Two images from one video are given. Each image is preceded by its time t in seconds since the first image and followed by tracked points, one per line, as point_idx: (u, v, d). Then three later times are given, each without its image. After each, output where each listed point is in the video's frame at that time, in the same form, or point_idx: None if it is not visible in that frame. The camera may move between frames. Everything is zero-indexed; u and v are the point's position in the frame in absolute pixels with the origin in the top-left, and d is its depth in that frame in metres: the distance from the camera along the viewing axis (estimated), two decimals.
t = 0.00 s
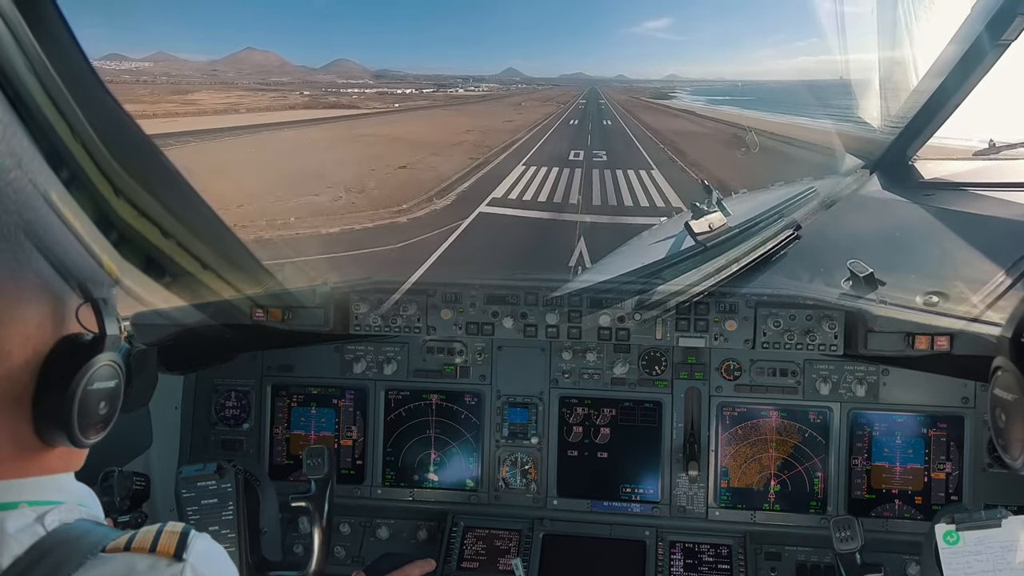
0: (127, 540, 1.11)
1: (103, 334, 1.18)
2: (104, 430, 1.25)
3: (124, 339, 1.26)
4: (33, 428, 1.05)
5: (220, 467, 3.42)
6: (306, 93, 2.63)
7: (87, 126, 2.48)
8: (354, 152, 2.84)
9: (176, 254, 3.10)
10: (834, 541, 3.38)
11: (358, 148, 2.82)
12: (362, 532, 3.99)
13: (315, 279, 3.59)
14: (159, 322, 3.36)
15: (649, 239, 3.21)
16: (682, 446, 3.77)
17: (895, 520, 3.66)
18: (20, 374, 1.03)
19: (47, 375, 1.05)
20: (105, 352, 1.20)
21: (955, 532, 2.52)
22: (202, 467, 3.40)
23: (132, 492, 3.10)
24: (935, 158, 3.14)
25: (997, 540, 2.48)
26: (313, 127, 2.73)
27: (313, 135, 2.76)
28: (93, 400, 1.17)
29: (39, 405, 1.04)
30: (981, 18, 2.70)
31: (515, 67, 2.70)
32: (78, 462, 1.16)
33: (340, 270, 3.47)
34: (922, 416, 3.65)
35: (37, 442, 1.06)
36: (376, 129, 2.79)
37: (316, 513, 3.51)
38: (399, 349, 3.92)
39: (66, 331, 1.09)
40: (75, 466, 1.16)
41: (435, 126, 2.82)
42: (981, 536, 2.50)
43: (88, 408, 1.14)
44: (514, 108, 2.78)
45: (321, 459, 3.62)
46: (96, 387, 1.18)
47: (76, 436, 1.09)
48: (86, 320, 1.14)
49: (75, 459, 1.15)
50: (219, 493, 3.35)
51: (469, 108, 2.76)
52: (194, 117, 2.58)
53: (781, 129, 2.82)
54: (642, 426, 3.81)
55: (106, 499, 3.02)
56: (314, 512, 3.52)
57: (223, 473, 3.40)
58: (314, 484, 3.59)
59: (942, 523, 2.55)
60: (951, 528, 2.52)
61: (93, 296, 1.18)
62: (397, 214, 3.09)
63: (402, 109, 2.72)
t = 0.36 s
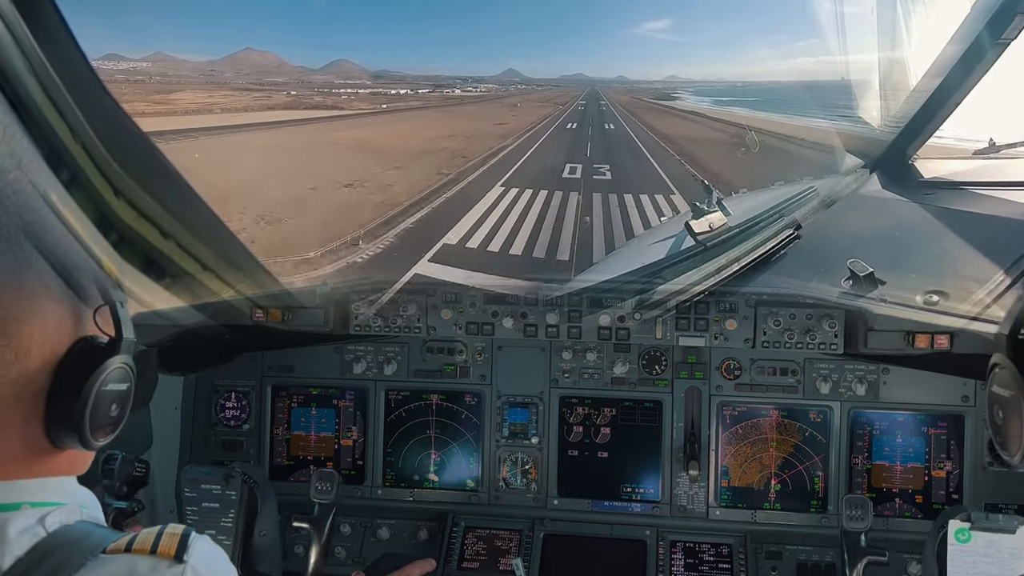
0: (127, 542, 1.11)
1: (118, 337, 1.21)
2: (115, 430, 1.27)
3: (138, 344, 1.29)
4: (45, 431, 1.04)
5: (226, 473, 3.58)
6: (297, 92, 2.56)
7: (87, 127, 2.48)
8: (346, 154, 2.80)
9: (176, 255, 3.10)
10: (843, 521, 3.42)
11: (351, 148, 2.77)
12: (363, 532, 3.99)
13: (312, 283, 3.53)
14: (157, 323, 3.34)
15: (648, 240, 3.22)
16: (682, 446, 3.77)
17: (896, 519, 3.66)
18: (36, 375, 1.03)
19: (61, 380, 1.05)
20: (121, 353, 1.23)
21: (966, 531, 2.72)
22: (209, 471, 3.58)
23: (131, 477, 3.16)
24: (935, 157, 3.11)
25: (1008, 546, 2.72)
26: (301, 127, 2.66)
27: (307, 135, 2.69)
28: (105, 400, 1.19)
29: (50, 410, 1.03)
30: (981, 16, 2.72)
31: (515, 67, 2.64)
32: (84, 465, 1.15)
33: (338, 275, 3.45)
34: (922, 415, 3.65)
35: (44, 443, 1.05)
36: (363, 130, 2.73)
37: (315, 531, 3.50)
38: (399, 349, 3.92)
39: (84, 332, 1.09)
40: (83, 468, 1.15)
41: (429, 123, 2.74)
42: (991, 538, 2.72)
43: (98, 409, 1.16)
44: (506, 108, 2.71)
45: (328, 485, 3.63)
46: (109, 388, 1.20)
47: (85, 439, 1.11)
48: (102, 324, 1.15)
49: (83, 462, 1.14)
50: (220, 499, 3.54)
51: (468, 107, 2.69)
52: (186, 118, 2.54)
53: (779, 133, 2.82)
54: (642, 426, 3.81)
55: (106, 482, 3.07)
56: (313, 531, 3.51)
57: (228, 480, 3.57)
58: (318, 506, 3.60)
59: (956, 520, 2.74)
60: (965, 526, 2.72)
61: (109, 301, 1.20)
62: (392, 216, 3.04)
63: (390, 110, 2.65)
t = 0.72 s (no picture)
0: (125, 540, 1.11)
1: (112, 332, 1.20)
2: (110, 426, 1.27)
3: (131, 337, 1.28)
4: (38, 426, 1.05)
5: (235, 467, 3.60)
6: (304, 96, 2.62)
7: (89, 127, 2.47)
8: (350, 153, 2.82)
9: (177, 254, 3.11)
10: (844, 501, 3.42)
11: (354, 148, 2.81)
12: (362, 530, 4.00)
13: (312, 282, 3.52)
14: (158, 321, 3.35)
15: (647, 240, 3.21)
16: (682, 443, 3.78)
17: (894, 518, 3.67)
18: (29, 370, 1.03)
19: (52, 374, 1.05)
20: (114, 348, 1.23)
21: (967, 520, 2.79)
22: (219, 463, 3.60)
23: (137, 462, 3.15)
24: (934, 160, 3.21)
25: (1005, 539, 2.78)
26: (298, 127, 2.69)
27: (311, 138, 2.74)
28: (98, 397, 1.20)
29: (43, 407, 1.04)
30: (981, 17, 2.79)
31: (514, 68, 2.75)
32: (80, 462, 1.16)
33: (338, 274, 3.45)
34: (921, 413, 3.65)
35: (39, 439, 1.06)
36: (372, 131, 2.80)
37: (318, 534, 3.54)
38: (398, 347, 3.93)
39: (77, 327, 1.09)
40: (79, 464, 1.17)
41: (433, 124, 2.84)
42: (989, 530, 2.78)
43: (91, 405, 1.17)
44: (504, 110, 2.82)
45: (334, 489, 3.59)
46: (102, 384, 1.21)
47: (80, 434, 1.12)
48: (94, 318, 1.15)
49: (78, 459, 1.15)
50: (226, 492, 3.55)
51: (470, 109, 2.80)
52: (176, 115, 2.51)
53: (776, 130, 2.84)
54: (641, 424, 3.81)
55: (112, 464, 3.06)
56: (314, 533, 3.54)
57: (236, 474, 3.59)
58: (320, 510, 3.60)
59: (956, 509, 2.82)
60: (966, 515, 2.79)
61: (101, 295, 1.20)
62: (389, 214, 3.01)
63: (376, 112, 2.73)
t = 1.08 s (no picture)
0: (125, 536, 1.10)
1: (98, 331, 1.13)
2: (104, 424, 1.24)
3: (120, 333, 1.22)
4: (29, 423, 1.04)
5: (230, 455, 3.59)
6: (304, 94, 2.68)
7: (88, 127, 2.46)
8: (353, 150, 2.89)
9: (175, 253, 3.08)
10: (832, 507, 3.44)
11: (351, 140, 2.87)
12: (357, 526, 3.98)
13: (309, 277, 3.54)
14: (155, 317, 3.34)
15: (648, 239, 3.29)
16: (677, 441, 3.78)
17: (889, 516, 3.68)
18: (16, 373, 1.02)
19: (45, 367, 1.03)
20: (105, 347, 1.17)
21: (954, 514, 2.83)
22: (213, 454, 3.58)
23: (135, 462, 3.14)
24: (934, 162, 3.39)
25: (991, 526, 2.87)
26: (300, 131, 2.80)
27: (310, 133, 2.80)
28: (91, 396, 1.15)
29: (35, 403, 1.02)
30: (980, 22, 2.81)
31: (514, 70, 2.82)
32: (76, 456, 1.15)
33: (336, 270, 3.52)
34: (916, 412, 3.66)
35: (35, 437, 1.05)
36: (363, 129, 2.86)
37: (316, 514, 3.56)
38: (394, 344, 3.92)
39: (64, 326, 1.06)
40: (73, 459, 1.15)
41: (435, 123, 2.93)
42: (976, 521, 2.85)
43: (86, 403, 1.12)
44: (496, 112, 2.91)
45: (330, 466, 3.63)
46: (93, 383, 1.15)
47: (74, 433, 1.08)
48: (80, 315, 1.10)
49: (75, 454, 1.14)
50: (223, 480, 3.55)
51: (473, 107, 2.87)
52: (188, 111, 2.57)
53: (774, 129, 2.98)
54: (637, 421, 3.82)
55: (111, 466, 3.06)
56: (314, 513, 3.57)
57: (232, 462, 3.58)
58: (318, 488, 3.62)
59: (942, 503, 2.80)
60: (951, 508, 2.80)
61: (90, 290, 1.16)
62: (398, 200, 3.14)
63: (362, 112, 2.81)
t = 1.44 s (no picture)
0: (125, 537, 1.10)
1: (103, 339, 1.12)
2: (109, 429, 1.24)
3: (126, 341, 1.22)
4: (37, 426, 1.04)
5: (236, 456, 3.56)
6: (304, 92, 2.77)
7: (88, 126, 2.41)
8: (356, 149, 3.00)
9: (175, 253, 3.04)
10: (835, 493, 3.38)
11: (351, 131, 2.95)
12: (355, 528, 3.99)
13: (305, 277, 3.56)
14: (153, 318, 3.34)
15: (649, 242, 3.36)
16: (675, 444, 3.78)
17: (887, 518, 3.67)
18: (22, 380, 1.02)
19: (48, 375, 1.03)
20: (110, 355, 1.18)
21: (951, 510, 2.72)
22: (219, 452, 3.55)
23: (138, 451, 3.13)
24: (934, 163, 3.29)
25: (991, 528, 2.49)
26: (296, 128, 2.83)
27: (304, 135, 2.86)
28: (95, 404, 1.15)
29: (41, 407, 1.03)
30: (980, 23, 2.81)
31: (513, 71, 2.96)
32: (82, 456, 1.16)
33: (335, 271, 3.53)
34: (914, 415, 3.66)
35: (42, 441, 1.06)
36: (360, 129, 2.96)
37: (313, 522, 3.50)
38: (392, 345, 3.92)
39: (67, 334, 1.06)
40: (78, 461, 1.15)
41: (435, 121, 3.08)
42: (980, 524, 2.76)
43: (92, 409, 1.14)
44: (488, 112, 3.08)
45: (333, 478, 3.58)
46: (99, 391, 1.15)
47: (79, 437, 1.09)
48: (84, 323, 1.09)
49: (80, 454, 1.15)
50: (225, 480, 3.52)
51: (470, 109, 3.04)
52: (194, 107, 2.61)
53: (774, 130, 3.03)
54: (635, 423, 3.81)
55: (114, 454, 3.04)
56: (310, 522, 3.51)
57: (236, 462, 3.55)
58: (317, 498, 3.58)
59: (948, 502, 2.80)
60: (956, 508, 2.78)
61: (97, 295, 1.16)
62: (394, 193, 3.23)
63: (346, 112, 2.88)
